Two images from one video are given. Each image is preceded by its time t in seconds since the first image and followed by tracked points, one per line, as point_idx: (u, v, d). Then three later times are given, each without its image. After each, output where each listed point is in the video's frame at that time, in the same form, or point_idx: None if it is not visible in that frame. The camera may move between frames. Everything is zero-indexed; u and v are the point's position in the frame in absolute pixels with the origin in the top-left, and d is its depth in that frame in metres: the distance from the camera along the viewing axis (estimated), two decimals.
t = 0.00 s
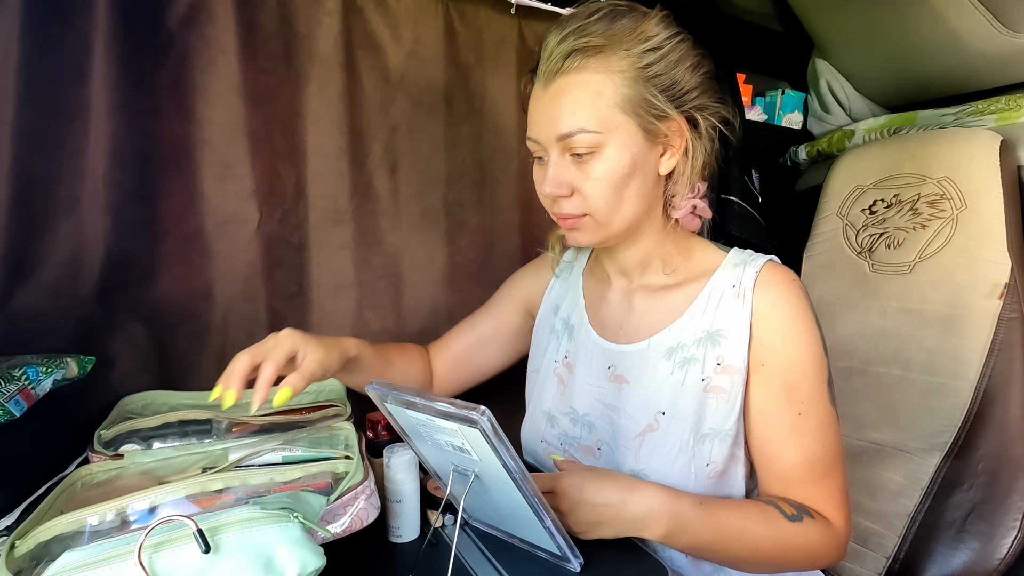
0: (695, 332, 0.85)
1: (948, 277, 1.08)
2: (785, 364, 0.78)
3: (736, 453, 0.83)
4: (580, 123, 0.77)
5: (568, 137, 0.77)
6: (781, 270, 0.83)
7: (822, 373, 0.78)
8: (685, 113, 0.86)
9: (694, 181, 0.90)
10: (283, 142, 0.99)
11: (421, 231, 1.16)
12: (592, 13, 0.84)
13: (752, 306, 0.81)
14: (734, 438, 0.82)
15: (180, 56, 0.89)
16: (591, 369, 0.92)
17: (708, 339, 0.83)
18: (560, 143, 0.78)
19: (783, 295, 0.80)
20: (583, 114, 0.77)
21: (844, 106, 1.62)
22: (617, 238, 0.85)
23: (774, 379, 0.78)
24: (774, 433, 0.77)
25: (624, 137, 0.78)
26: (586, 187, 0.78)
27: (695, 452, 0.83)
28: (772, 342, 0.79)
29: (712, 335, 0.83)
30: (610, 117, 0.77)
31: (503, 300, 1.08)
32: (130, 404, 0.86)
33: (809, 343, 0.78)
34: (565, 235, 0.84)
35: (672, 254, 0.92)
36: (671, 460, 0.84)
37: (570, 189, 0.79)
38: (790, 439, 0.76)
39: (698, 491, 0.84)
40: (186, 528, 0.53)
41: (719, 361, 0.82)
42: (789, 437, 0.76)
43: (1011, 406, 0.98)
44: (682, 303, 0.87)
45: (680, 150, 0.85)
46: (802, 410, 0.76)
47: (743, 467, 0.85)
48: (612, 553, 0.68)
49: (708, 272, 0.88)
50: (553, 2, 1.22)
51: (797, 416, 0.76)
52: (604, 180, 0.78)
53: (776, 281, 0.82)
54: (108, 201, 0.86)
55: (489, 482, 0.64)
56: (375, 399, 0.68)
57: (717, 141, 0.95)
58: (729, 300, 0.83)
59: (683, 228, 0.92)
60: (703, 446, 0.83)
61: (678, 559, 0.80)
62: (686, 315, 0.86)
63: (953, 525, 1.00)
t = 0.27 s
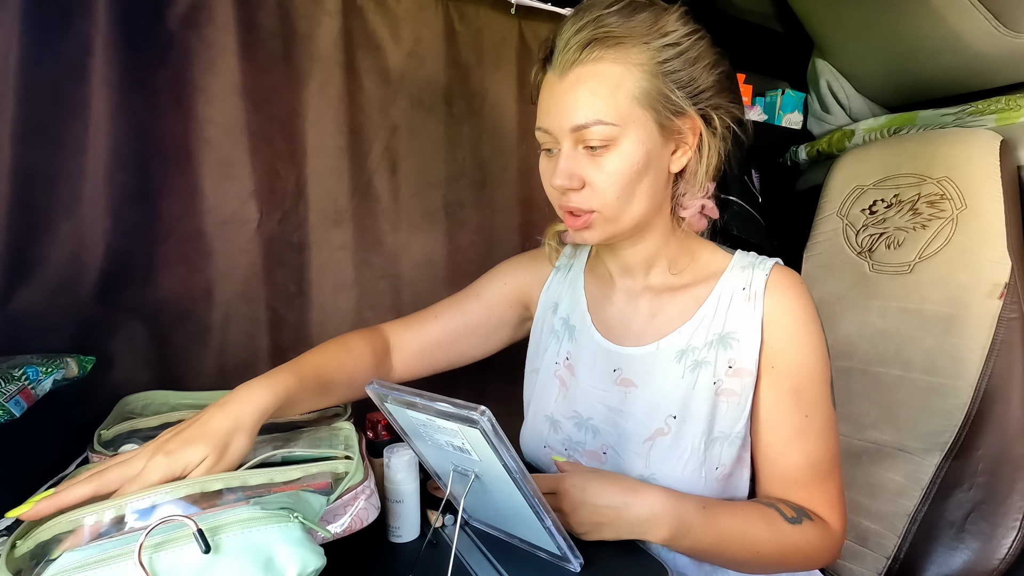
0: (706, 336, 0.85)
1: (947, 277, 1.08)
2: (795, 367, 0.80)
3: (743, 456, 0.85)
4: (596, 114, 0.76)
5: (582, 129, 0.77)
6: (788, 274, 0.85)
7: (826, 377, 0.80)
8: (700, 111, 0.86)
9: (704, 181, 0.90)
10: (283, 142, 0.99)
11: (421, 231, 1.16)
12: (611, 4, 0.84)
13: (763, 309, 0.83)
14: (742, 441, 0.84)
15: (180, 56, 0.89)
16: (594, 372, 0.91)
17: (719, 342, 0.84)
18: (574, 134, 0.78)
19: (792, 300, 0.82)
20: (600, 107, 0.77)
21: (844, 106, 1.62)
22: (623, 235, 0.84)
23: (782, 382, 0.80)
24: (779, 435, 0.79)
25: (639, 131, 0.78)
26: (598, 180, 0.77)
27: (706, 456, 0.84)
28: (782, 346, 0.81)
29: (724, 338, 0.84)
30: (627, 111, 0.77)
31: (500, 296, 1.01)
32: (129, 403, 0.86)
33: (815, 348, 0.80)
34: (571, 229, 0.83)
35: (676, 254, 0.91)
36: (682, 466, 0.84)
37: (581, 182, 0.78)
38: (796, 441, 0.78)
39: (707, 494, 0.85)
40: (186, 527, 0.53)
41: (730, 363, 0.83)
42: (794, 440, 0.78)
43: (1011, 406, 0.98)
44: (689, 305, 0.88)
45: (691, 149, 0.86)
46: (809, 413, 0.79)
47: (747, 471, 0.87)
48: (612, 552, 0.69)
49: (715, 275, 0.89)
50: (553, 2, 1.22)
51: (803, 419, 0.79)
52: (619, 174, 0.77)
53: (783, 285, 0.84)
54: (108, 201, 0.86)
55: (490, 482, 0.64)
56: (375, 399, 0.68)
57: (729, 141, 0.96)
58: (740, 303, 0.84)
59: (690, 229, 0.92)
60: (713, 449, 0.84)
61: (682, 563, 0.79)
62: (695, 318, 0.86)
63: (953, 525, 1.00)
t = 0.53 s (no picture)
0: (710, 337, 0.85)
1: (947, 277, 1.08)
2: (801, 368, 0.80)
3: (748, 458, 0.86)
4: (596, 110, 0.77)
5: (581, 124, 0.77)
6: (794, 273, 0.85)
7: (832, 376, 0.81)
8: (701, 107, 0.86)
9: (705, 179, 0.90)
10: (283, 142, 0.99)
11: (421, 231, 1.16)
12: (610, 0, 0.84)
13: (768, 309, 0.83)
14: (747, 442, 0.84)
15: (180, 56, 0.89)
16: (598, 375, 0.91)
17: (723, 343, 0.85)
18: (573, 130, 0.78)
19: (798, 300, 0.82)
20: (599, 102, 0.77)
21: (844, 106, 1.62)
22: (624, 234, 0.84)
23: (789, 383, 0.81)
24: (787, 437, 0.80)
25: (639, 126, 0.78)
26: (598, 175, 0.77)
27: (711, 459, 0.85)
28: (788, 346, 0.81)
29: (728, 340, 0.84)
30: (626, 106, 0.77)
31: (500, 300, 1.01)
32: (129, 403, 0.86)
33: (820, 348, 0.80)
34: (572, 227, 0.83)
35: (681, 254, 0.92)
36: (688, 469, 0.84)
37: (581, 179, 0.78)
38: (803, 442, 0.78)
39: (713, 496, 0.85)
40: (184, 527, 0.53)
41: (735, 365, 0.84)
42: (800, 442, 0.78)
43: (1011, 406, 0.98)
44: (694, 306, 0.88)
45: (693, 144, 0.86)
46: (815, 413, 0.79)
47: (752, 472, 0.87)
48: (610, 551, 0.69)
49: (719, 275, 0.89)
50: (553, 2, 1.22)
51: (809, 420, 0.79)
52: (618, 169, 0.77)
53: (789, 285, 0.84)
54: (108, 201, 0.86)
55: (490, 482, 0.64)
56: (375, 399, 0.68)
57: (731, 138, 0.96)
58: (744, 303, 0.85)
59: (691, 229, 0.92)
60: (719, 451, 0.85)
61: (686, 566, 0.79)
62: (700, 319, 0.86)
63: (953, 525, 0.99)
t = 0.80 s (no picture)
0: (713, 338, 0.85)
1: (947, 277, 1.08)
2: (803, 369, 0.80)
3: (749, 458, 0.86)
4: (607, 111, 0.76)
5: (591, 125, 0.76)
6: (796, 276, 0.86)
7: (832, 377, 0.81)
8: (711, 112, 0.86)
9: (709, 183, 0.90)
10: (283, 142, 0.99)
11: (421, 231, 1.16)
12: None
13: (770, 311, 0.83)
14: (748, 443, 0.85)
15: (180, 56, 0.89)
16: (600, 375, 0.91)
17: (726, 344, 0.85)
18: (581, 130, 0.77)
19: (800, 301, 0.82)
20: (611, 103, 0.77)
21: (844, 106, 1.62)
22: (628, 235, 0.84)
23: (790, 384, 0.81)
24: (787, 437, 0.80)
25: (649, 129, 0.78)
26: (605, 177, 0.77)
27: (713, 459, 0.85)
28: (790, 347, 0.81)
29: (731, 341, 0.85)
30: (638, 109, 0.77)
31: (502, 299, 1.01)
32: (129, 403, 0.86)
33: (822, 350, 0.81)
34: (575, 227, 0.83)
35: (684, 255, 0.92)
36: (690, 469, 0.84)
37: (588, 179, 0.78)
38: (803, 442, 0.78)
39: (713, 496, 0.85)
40: (186, 528, 0.53)
41: (737, 366, 0.84)
42: (800, 442, 0.79)
43: (1011, 406, 0.98)
44: (696, 306, 0.88)
45: (699, 149, 0.86)
46: (815, 414, 0.79)
47: (753, 472, 0.88)
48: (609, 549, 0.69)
49: (722, 275, 0.89)
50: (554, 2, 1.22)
51: (809, 420, 0.79)
52: (626, 172, 0.77)
53: (790, 286, 0.84)
54: (108, 201, 0.86)
55: (490, 482, 0.64)
56: (376, 399, 0.68)
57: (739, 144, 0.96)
58: (747, 304, 0.85)
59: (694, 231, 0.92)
60: (720, 451, 0.85)
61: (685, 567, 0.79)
62: (702, 320, 0.86)
63: (953, 525, 0.99)
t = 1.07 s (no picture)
0: (711, 337, 0.85)
1: (947, 277, 1.08)
2: (800, 368, 0.81)
3: (747, 458, 0.86)
4: (614, 111, 0.76)
5: (597, 125, 0.76)
6: (793, 275, 0.86)
7: (830, 376, 0.81)
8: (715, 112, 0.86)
9: (709, 183, 0.90)
10: (283, 142, 0.99)
11: (421, 231, 1.16)
12: None
13: (768, 311, 0.83)
14: (747, 442, 0.85)
15: (180, 56, 0.89)
16: (598, 375, 0.91)
17: (725, 344, 0.85)
18: (587, 130, 0.77)
19: (798, 301, 0.82)
20: (617, 103, 0.76)
21: (844, 106, 1.62)
22: (631, 235, 0.84)
23: (788, 384, 0.81)
24: (786, 436, 0.80)
25: (655, 129, 0.78)
26: (611, 176, 0.77)
27: (712, 458, 0.85)
28: (788, 347, 0.82)
29: (730, 340, 0.84)
30: (645, 109, 0.77)
31: (499, 300, 1.01)
32: (129, 403, 0.86)
33: (819, 350, 0.81)
34: (579, 227, 0.82)
35: (681, 256, 0.92)
36: (689, 468, 0.84)
37: (593, 179, 0.77)
38: (801, 442, 0.78)
39: (712, 496, 0.85)
40: (185, 527, 0.53)
41: (735, 365, 0.84)
42: (799, 441, 0.79)
43: (1011, 406, 0.98)
44: (694, 306, 0.88)
45: (702, 150, 0.86)
46: (813, 413, 0.79)
47: (751, 472, 0.88)
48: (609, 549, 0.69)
49: (720, 276, 0.89)
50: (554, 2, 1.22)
51: (807, 419, 0.79)
52: (632, 172, 0.77)
53: (788, 286, 0.84)
54: (108, 201, 0.86)
55: (490, 482, 0.64)
56: (376, 399, 0.68)
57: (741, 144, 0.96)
58: (745, 304, 0.85)
59: (694, 232, 0.92)
60: (719, 451, 0.85)
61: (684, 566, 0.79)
62: (701, 319, 0.86)
63: (953, 525, 0.99)
